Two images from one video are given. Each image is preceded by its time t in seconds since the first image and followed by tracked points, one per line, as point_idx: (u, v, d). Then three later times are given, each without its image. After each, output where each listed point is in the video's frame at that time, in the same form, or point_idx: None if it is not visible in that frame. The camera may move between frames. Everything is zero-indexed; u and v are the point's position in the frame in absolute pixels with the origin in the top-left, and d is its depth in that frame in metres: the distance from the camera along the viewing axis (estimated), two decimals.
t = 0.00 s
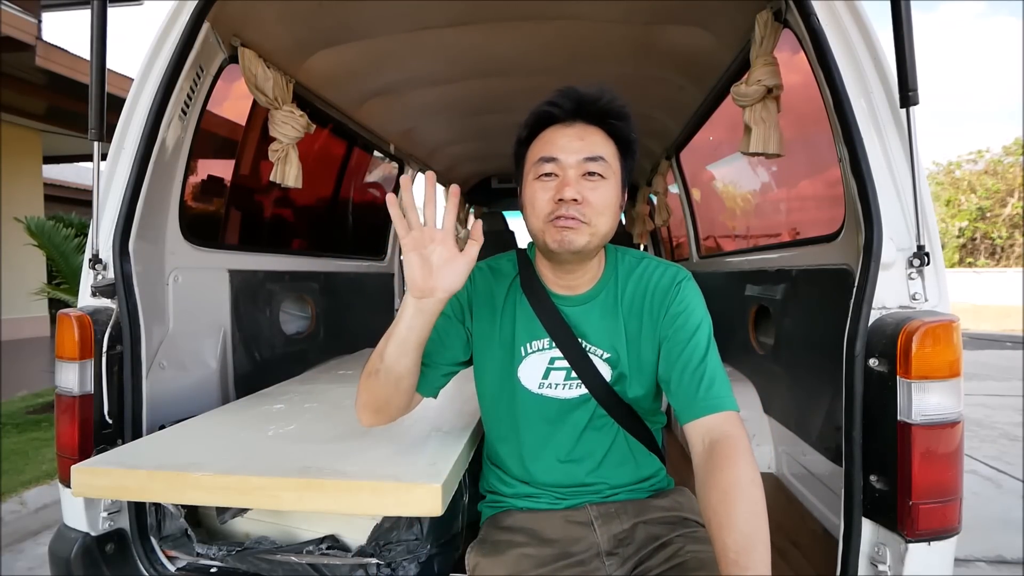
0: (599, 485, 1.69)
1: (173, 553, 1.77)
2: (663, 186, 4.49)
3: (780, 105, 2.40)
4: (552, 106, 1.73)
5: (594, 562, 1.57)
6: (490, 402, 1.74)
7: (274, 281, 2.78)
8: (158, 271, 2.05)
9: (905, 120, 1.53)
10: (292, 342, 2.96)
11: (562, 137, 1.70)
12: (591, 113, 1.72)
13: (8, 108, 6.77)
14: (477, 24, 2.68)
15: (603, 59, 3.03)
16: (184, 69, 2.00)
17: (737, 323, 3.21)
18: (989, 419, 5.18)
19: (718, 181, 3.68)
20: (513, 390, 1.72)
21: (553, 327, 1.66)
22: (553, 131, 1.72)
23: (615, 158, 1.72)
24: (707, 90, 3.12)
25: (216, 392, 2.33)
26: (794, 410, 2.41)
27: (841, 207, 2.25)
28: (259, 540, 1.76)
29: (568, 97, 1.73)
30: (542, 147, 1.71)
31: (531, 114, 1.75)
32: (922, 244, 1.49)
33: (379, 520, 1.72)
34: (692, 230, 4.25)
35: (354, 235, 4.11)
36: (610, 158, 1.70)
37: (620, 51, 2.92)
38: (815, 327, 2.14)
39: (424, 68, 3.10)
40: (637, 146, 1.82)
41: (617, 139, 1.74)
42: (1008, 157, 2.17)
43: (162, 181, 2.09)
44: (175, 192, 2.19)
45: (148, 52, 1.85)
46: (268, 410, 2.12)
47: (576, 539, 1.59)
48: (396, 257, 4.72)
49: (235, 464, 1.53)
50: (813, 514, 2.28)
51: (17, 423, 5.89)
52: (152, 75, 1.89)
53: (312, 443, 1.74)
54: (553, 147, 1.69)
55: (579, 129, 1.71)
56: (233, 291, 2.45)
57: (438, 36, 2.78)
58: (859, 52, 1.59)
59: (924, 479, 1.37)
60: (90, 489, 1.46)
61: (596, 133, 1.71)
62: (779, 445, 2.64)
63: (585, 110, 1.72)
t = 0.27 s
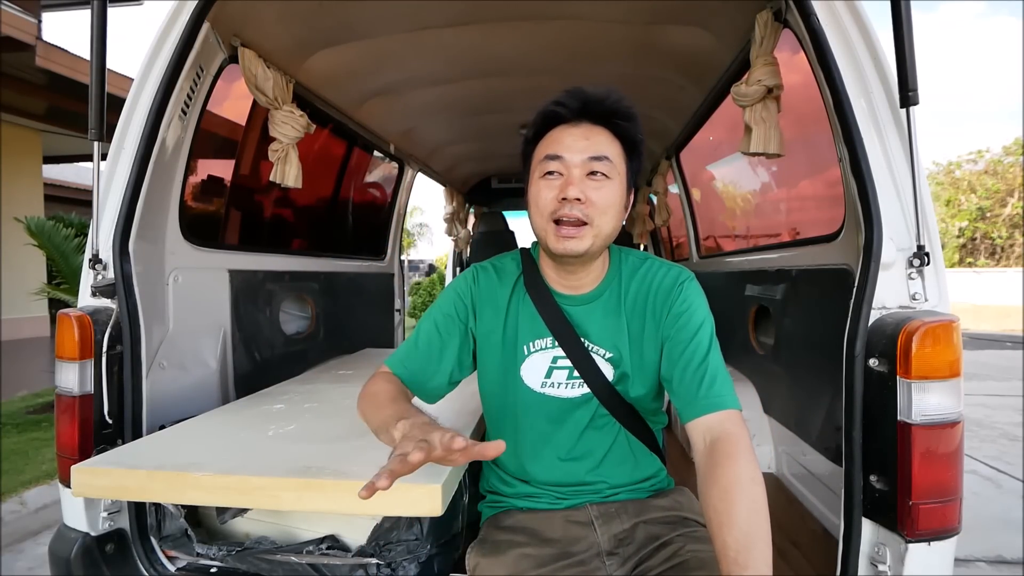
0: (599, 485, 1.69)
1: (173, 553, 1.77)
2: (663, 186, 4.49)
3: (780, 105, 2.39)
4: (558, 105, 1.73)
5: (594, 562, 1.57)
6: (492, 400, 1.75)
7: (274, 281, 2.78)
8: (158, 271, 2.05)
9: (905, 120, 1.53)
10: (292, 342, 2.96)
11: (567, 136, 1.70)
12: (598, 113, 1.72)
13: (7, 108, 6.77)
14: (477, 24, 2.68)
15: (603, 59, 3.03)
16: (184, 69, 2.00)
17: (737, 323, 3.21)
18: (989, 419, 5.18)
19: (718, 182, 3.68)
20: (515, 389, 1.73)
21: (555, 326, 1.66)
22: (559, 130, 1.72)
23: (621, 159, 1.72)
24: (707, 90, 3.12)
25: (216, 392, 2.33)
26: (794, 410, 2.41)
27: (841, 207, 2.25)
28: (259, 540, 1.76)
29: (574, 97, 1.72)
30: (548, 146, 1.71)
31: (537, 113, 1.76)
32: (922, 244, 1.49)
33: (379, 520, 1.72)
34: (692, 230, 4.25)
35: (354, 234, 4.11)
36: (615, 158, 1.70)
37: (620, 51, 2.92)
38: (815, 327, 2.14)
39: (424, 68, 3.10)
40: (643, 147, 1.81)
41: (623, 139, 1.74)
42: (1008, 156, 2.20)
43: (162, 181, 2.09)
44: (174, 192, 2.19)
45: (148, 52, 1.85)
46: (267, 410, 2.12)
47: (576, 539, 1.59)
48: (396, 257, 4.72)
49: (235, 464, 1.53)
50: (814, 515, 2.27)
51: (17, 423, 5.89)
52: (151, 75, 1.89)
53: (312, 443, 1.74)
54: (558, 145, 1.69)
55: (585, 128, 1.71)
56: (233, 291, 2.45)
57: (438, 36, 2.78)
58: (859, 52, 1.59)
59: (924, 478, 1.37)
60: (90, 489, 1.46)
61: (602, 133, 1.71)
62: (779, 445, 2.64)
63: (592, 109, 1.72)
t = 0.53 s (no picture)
0: (599, 485, 1.69)
1: (173, 553, 1.77)
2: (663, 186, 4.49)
3: (780, 105, 2.40)
4: (561, 107, 1.73)
5: (594, 562, 1.57)
6: (492, 400, 1.75)
7: (274, 281, 2.77)
8: (158, 271, 2.05)
9: (905, 120, 1.53)
10: (292, 342, 2.96)
11: (569, 139, 1.70)
12: (601, 115, 1.72)
13: (7, 108, 6.77)
14: (477, 24, 2.68)
15: (603, 59, 3.03)
16: (184, 69, 2.00)
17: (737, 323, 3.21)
18: (989, 419, 5.18)
19: (718, 182, 3.67)
20: (515, 388, 1.73)
21: (556, 326, 1.66)
22: (561, 132, 1.72)
23: (623, 163, 1.71)
24: (707, 90, 3.12)
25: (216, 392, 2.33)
26: (794, 410, 2.41)
27: (841, 207, 2.25)
28: (259, 540, 1.76)
29: (577, 99, 1.72)
30: (549, 148, 1.71)
31: (540, 115, 1.75)
32: (922, 244, 1.49)
33: (379, 520, 1.72)
34: (692, 230, 4.24)
35: (353, 234, 4.11)
36: (617, 162, 1.69)
37: (620, 51, 2.92)
38: (815, 327, 2.14)
39: (424, 68, 3.10)
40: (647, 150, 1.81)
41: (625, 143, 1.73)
42: (1007, 156, 2.20)
43: (162, 181, 2.09)
44: (174, 192, 2.19)
45: (148, 52, 1.85)
46: (267, 410, 2.12)
47: (576, 539, 1.59)
48: (396, 257, 4.72)
49: (236, 464, 1.53)
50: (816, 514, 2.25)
51: (17, 423, 5.89)
52: (151, 75, 1.89)
53: (311, 443, 1.74)
54: (560, 148, 1.69)
55: (587, 131, 1.71)
56: (233, 291, 2.45)
57: (438, 36, 2.78)
58: (859, 52, 1.59)
59: (924, 478, 1.37)
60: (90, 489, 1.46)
61: (604, 136, 1.70)
62: (778, 445, 2.65)
63: (595, 112, 1.72)
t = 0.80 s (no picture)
0: (599, 485, 1.69)
1: (173, 553, 1.77)
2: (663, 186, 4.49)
3: (780, 105, 2.40)
4: (562, 109, 1.73)
5: (594, 562, 1.57)
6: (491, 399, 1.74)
7: (274, 281, 2.78)
8: (158, 271, 2.05)
9: (905, 120, 1.52)
10: (292, 342, 2.96)
11: (571, 142, 1.70)
12: (602, 117, 1.71)
13: (7, 108, 6.77)
14: (477, 24, 2.68)
15: (603, 59, 3.03)
16: (184, 69, 2.00)
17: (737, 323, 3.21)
18: (989, 419, 5.18)
19: (718, 182, 3.67)
20: (515, 387, 1.73)
21: (556, 325, 1.66)
22: (562, 134, 1.72)
23: (624, 165, 1.71)
24: (707, 90, 3.12)
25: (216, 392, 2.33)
26: (793, 410, 2.41)
27: (841, 207, 2.25)
28: (259, 540, 1.76)
29: (579, 101, 1.72)
30: (550, 151, 1.71)
31: (541, 116, 1.75)
32: (922, 244, 1.49)
33: (379, 520, 1.72)
34: (692, 230, 4.24)
35: (353, 234, 4.11)
36: (618, 165, 1.69)
37: (620, 51, 2.92)
38: (815, 327, 2.14)
39: (424, 68, 3.10)
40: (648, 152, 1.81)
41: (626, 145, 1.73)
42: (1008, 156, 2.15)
43: (162, 181, 2.09)
44: (174, 192, 2.19)
45: (148, 51, 1.85)
46: (267, 410, 2.12)
47: (576, 539, 1.59)
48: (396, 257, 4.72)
49: (236, 464, 1.53)
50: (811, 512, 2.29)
51: (17, 423, 5.89)
52: (151, 75, 1.89)
53: (312, 443, 1.74)
54: (561, 151, 1.69)
55: (588, 134, 1.70)
56: (233, 291, 2.44)
57: (438, 36, 2.78)
58: (859, 52, 1.59)
59: (924, 478, 1.37)
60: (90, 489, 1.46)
61: (605, 139, 1.70)
62: (778, 445, 2.65)
63: (596, 113, 1.71)
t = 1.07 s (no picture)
0: (598, 485, 1.69)
1: (173, 553, 1.77)
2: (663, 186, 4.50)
3: (780, 105, 2.40)
4: (563, 111, 1.73)
5: (594, 562, 1.57)
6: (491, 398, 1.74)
7: (274, 281, 2.78)
8: (158, 271, 2.05)
9: (905, 120, 1.52)
10: (292, 342, 2.97)
11: (571, 143, 1.70)
12: (602, 119, 1.71)
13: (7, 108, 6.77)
14: (477, 24, 2.68)
15: (603, 59, 3.03)
16: (184, 69, 2.00)
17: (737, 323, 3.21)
18: (989, 419, 5.18)
19: (718, 182, 3.68)
20: (515, 387, 1.73)
21: (555, 325, 1.66)
22: (563, 136, 1.72)
23: (625, 166, 1.71)
24: (707, 90, 3.12)
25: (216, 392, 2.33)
26: (794, 410, 2.41)
27: (841, 207, 2.25)
28: (259, 540, 1.76)
29: (580, 102, 1.71)
30: (550, 152, 1.71)
31: (542, 117, 1.75)
32: (922, 244, 1.49)
33: (379, 520, 1.72)
34: (692, 230, 4.24)
35: (354, 234, 4.11)
36: (619, 167, 1.69)
37: (619, 51, 2.92)
38: (815, 328, 2.14)
39: (424, 68, 3.10)
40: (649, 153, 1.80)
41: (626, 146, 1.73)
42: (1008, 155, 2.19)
43: (162, 181, 2.09)
44: (174, 192, 2.19)
45: (148, 52, 1.85)
46: (267, 410, 2.12)
47: (576, 539, 1.59)
48: (396, 257, 4.72)
49: (236, 464, 1.53)
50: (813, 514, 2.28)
51: (17, 423, 5.89)
52: (151, 75, 1.89)
53: (311, 443, 1.74)
54: (561, 152, 1.69)
55: (589, 135, 1.70)
56: (233, 291, 2.44)
57: (438, 36, 2.78)
58: (859, 52, 1.59)
59: (924, 479, 1.37)
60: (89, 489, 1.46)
61: (606, 140, 1.70)
62: (779, 446, 2.65)
63: (597, 114, 1.71)
